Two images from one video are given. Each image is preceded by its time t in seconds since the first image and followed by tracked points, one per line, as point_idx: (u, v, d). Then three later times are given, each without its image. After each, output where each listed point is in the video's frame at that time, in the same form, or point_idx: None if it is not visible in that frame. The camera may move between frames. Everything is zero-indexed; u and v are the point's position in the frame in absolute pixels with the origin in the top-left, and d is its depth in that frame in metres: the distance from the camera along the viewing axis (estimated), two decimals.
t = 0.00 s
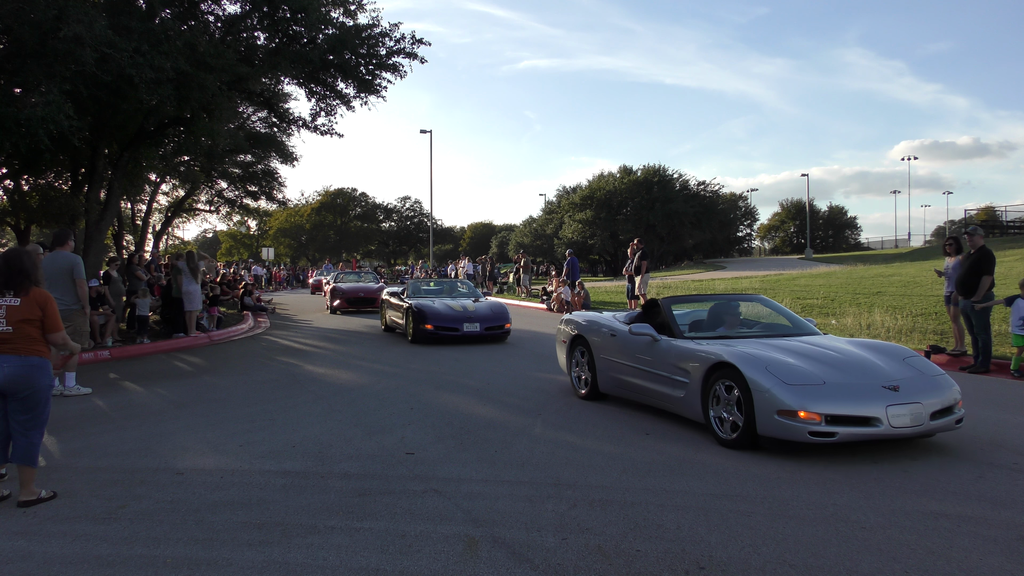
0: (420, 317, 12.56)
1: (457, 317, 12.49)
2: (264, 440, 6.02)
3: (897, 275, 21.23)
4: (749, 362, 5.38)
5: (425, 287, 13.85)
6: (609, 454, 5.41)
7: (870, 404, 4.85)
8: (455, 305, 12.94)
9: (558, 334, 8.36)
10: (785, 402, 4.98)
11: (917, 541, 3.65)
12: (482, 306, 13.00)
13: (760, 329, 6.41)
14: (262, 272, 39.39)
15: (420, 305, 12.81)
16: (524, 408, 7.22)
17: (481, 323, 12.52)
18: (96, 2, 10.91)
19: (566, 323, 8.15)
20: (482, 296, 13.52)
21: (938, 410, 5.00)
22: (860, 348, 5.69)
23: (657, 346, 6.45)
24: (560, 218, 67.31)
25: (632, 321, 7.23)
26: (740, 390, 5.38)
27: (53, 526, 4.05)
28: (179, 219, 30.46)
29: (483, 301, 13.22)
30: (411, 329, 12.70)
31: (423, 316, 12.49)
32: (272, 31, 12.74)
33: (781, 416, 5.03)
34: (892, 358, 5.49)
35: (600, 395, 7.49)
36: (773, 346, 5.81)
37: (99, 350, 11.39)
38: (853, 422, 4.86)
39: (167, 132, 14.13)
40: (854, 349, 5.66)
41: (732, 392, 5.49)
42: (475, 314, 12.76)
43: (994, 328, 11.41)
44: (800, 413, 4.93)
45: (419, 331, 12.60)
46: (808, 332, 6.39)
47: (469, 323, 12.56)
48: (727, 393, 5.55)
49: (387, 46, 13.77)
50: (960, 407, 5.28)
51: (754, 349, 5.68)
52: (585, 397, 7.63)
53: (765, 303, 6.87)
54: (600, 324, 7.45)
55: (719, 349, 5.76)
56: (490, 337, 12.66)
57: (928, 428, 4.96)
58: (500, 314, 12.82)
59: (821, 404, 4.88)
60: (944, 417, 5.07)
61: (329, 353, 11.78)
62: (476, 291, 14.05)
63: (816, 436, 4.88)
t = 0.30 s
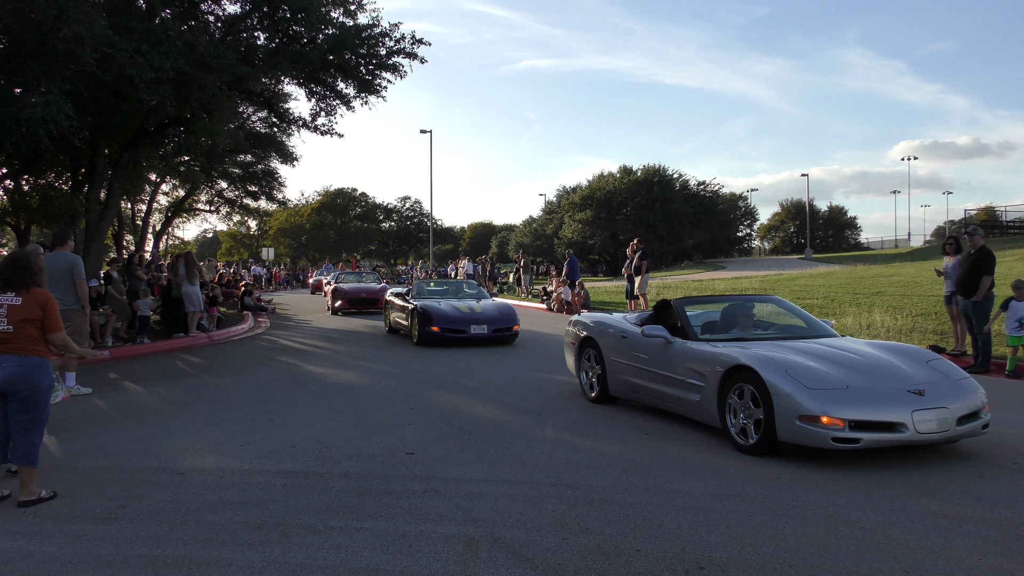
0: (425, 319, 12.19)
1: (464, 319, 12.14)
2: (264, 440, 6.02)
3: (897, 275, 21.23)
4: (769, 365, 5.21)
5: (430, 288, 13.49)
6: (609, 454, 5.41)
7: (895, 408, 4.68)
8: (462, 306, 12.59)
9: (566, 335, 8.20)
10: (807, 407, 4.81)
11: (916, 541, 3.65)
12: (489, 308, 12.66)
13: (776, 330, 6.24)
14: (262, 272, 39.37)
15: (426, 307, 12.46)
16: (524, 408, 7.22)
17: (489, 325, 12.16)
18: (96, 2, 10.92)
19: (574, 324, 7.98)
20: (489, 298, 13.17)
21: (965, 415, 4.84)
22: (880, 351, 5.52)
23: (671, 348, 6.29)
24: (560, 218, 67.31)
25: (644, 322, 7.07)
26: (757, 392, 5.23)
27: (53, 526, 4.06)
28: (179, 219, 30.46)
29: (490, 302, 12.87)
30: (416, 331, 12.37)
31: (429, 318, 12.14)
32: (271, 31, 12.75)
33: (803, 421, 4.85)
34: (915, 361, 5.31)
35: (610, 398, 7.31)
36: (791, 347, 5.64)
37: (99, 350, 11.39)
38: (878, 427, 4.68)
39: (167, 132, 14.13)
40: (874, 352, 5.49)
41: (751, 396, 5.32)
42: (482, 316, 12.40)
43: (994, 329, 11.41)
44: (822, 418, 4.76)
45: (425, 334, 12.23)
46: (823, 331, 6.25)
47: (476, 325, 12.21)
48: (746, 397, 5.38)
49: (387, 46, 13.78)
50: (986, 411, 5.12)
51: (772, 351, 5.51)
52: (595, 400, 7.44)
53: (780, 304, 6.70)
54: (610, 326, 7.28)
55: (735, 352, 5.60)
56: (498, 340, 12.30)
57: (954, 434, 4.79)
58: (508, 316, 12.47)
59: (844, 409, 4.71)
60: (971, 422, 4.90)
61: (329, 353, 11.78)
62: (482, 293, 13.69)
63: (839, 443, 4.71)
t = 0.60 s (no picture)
0: (432, 321, 11.81)
1: (471, 321, 11.73)
2: (263, 440, 6.02)
3: (897, 275, 21.24)
4: (789, 368, 5.02)
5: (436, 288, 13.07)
6: (610, 454, 5.41)
7: (922, 414, 4.50)
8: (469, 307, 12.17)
9: (574, 336, 7.99)
10: (829, 412, 4.63)
11: (916, 541, 3.65)
12: (498, 309, 12.25)
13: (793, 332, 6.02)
14: (262, 272, 39.40)
15: (432, 308, 12.05)
16: (524, 408, 7.22)
17: (497, 326, 11.76)
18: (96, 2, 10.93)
19: (583, 325, 7.77)
20: (496, 299, 12.80)
21: (993, 420, 4.65)
22: (902, 354, 5.34)
23: (686, 350, 6.09)
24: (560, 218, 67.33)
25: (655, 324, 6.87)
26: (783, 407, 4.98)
27: (53, 526, 4.06)
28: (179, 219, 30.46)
29: (498, 303, 12.47)
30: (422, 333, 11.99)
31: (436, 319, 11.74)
32: (272, 31, 12.75)
33: (826, 426, 4.66)
34: (940, 364, 5.13)
35: (621, 402, 7.10)
36: (810, 349, 5.46)
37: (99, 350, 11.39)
38: (904, 433, 4.50)
39: (167, 132, 14.13)
40: (896, 354, 5.31)
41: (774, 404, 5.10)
42: (490, 317, 12.01)
43: (994, 328, 11.41)
44: (847, 424, 4.57)
45: (431, 336, 11.85)
46: (840, 331, 6.07)
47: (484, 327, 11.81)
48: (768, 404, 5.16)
49: (387, 46, 13.78)
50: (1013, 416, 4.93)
51: (791, 353, 5.33)
52: (605, 404, 7.23)
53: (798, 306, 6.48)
54: (621, 327, 7.08)
55: (753, 354, 5.41)
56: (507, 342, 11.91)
57: (982, 440, 4.61)
58: (517, 317, 12.07)
59: (868, 414, 4.53)
60: (999, 428, 4.72)
61: (329, 354, 11.78)
62: (489, 293, 13.32)
63: (864, 450, 4.52)
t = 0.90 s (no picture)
0: (439, 323, 11.43)
1: (479, 323, 11.35)
2: (264, 440, 6.02)
3: (897, 275, 21.24)
4: (812, 371, 4.85)
5: (442, 289, 12.68)
6: (610, 454, 5.41)
7: (953, 419, 4.34)
8: (477, 308, 11.78)
9: (584, 337, 7.81)
10: (856, 417, 4.46)
11: (916, 541, 3.66)
12: (506, 311, 11.87)
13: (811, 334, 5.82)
14: (262, 272, 39.39)
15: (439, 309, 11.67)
16: (524, 408, 7.22)
17: (506, 329, 11.39)
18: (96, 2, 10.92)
19: (593, 326, 7.59)
20: (504, 300, 12.44)
21: None
22: (927, 356, 5.17)
23: (702, 353, 5.91)
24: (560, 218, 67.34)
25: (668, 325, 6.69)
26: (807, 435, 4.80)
27: (53, 526, 4.06)
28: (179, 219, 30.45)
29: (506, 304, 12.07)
30: (429, 336, 11.61)
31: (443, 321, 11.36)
32: (272, 31, 12.75)
33: (853, 433, 4.49)
34: (966, 367, 4.97)
35: (633, 406, 6.92)
36: (832, 352, 5.28)
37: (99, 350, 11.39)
38: (934, 440, 4.35)
39: (167, 132, 14.12)
40: (921, 357, 5.15)
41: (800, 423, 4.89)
42: (499, 319, 11.64)
43: (994, 329, 11.42)
44: (875, 430, 4.40)
45: (439, 339, 11.47)
46: (859, 331, 5.89)
47: (492, 330, 11.43)
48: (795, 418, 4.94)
49: (387, 46, 13.79)
50: None
51: (813, 356, 5.15)
52: (617, 407, 7.05)
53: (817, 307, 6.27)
54: (633, 329, 6.90)
55: (774, 357, 5.23)
56: (516, 344, 11.52)
57: (1014, 446, 4.45)
58: (526, 319, 11.69)
59: (898, 420, 4.36)
60: None
61: (329, 353, 11.79)
62: (496, 293, 12.98)
63: (893, 457, 4.35)
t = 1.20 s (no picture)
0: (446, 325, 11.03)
1: (489, 325, 10.95)
2: (263, 440, 6.02)
3: (897, 275, 21.24)
4: (841, 376, 4.63)
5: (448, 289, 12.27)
6: (609, 454, 5.41)
7: (991, 426, 4.13)
8: (486, 310, 11.38)
9: (595, 339, 7.59)
10: (889, 424, 4.24)
11: (916, 541, 3.66)
12: (516, 312, 11.47)
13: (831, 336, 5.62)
14: (262, 272, 39.38)
15: (447, 311, 11.26)
16: (524, 408, 7.22)
17: (516, 331, 10.98)
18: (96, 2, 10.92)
19: (604, 327, 7.37)
20: (513, 301, 12.02)
21: None
22: (958, 359, 4.96)
23: (722, 356, 5.71)
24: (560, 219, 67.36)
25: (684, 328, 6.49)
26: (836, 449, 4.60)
27: (53, 526, 4.06)
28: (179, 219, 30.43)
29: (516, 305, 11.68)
30: (435, 339, 11.21)
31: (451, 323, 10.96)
32: (271, 31, 12.76)
33: (887, 441, 4.27)
34: (999, 370, 4.76)
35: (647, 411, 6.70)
36: (858, 355, 5.07)
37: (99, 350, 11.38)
38: (972, 448, 4.14)
39: (167, 132, 14.12)
40: (952, 360, 4.94)
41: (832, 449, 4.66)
42: (508, 321, 11.23)
43: (994, 328, 11.42)
44: (910, 439, 4.18)
45: (446, 342, 11.06)
46: (882, 334, 5.72)
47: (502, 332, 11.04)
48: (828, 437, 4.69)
49: (387, 46, 13.79)
50: None
51: (840, 360, 4.94)
52: (630, 412, 6.83)
53: (839, 309, 6.07)
54: (647, 330, 6.67)
55: (800, 360, 5.02)
56: (526, 347, 11.13)
57: None
58: (536, 321, 11.29)
59: (934, 427, 4.14)
60: None
61: (329, 353, 11.79)
62: (504, 294, 12.55)
63: (929, 467, 4.13)
